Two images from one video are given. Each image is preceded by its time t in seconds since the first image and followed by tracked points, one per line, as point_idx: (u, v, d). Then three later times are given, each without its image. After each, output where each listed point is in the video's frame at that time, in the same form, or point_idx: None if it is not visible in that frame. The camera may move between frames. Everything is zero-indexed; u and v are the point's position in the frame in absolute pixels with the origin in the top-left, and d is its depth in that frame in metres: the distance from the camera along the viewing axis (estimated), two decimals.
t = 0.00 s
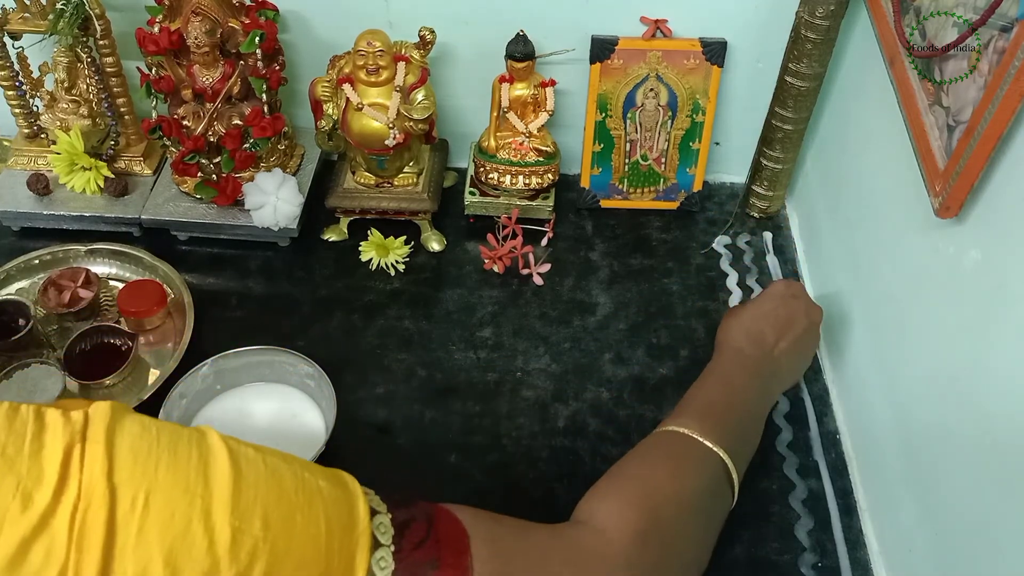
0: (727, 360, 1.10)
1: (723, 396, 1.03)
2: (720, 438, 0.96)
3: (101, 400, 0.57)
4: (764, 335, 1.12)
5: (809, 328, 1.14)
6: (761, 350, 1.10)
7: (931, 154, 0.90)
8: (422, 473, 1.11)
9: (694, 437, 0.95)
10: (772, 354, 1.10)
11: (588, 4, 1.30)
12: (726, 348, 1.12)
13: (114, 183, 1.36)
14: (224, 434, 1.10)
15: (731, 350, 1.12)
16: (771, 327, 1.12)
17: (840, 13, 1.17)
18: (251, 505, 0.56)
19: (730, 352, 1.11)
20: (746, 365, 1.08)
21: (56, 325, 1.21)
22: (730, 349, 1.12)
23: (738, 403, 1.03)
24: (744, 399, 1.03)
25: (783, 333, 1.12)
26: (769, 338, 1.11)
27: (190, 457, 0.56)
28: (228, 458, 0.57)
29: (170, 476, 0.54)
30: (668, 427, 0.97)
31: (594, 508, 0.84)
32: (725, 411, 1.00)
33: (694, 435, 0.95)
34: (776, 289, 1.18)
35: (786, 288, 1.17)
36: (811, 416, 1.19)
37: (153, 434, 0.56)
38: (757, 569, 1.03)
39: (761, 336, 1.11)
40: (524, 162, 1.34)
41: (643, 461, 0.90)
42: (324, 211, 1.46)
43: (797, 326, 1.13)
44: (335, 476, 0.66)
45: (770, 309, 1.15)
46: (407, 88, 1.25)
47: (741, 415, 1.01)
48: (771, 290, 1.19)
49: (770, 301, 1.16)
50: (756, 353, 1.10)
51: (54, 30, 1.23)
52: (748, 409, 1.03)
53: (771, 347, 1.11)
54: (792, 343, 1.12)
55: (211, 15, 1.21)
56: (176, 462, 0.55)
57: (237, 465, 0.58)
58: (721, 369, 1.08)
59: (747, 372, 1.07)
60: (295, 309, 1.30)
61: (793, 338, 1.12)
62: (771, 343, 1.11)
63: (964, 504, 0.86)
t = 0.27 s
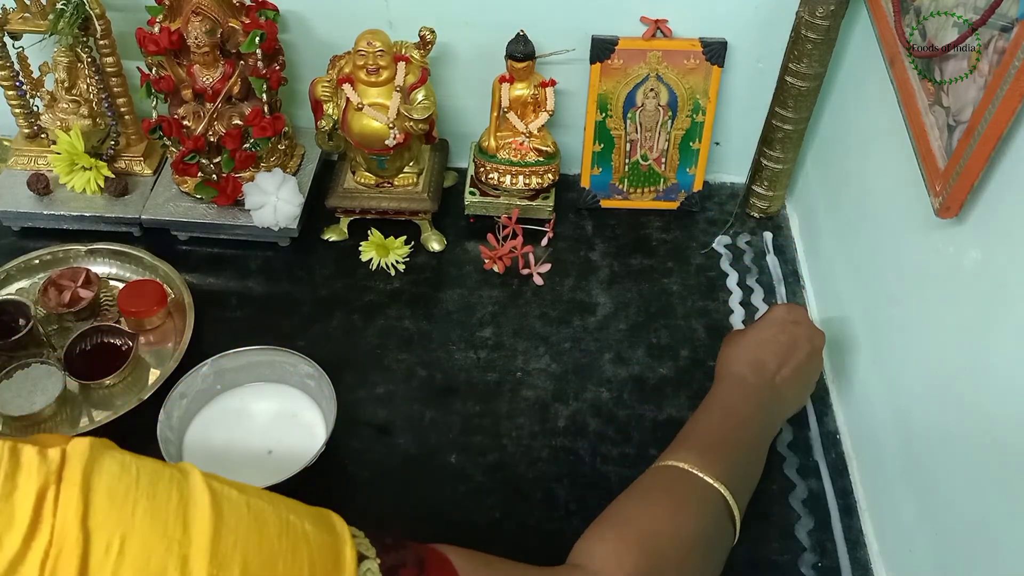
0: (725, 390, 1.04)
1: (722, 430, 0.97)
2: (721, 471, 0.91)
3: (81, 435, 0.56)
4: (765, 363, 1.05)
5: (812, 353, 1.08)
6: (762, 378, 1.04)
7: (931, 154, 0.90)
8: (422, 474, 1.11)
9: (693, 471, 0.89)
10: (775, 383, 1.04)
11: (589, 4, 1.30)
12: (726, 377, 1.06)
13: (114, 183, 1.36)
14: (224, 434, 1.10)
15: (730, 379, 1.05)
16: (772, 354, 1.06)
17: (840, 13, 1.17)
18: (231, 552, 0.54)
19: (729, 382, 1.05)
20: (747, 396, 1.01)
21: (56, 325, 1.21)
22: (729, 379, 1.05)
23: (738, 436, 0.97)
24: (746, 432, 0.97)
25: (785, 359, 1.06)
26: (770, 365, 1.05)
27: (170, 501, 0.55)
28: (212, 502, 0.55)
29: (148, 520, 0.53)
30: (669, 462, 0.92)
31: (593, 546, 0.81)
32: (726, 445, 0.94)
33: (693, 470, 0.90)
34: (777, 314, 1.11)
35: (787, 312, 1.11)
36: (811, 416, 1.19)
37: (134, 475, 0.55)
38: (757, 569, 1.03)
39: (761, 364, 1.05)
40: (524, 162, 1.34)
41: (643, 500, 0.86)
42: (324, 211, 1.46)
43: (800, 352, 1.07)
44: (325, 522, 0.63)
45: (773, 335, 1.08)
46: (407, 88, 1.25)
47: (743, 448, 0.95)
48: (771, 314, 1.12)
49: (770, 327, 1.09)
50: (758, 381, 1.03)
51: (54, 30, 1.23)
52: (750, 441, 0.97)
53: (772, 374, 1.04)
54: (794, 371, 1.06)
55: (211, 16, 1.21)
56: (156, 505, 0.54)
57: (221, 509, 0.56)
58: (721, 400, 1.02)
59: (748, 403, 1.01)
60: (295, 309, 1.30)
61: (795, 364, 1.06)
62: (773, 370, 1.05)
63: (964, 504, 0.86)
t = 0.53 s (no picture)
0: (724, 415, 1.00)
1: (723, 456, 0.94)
2: (722, 501, 0.88)
3: (59, 466, 0.74)
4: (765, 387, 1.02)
5: (814, 375, 1.04)
6: (763, 404, 1.00)
7: (931, 154, 0.90)
8: (422, 474, 1.11)
9: (691, 501, 0.87)
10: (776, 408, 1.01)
11: (588, 4, 1.30)
12: (725, 401, 1.02)
13: (114, 183, 1.36)
14: (224, 434, 1.10)
15: (730, 404, 1.01)
16: (773, 377, 1.02)
17: (840, 13, 1.17)
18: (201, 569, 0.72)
19: (729, 407, 1.01)
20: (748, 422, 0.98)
21: (57, 325, 1.21)
22: (728, 403, 1.01)
23: (739, 464, 0.93)
24: (747, 459, 0.94)
25: (786, 383, 1.03)
26: (771, 390, 1.02)
27: (149, 526, 0.73)
28: (186, 522, 0.74)
29: (126, 551, 0.70)
30: (666, 490, 0.89)
31: None
32: (726, 474, 0.91)
33: (692, 500, 0.87)
34: (777, 334, 1.07)
35: (788, 333, 1.07)
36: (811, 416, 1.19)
37: (112, 505, 0.73)
38: (757, 570, 1.03)
39: (762, 387, 1.02)
40: (524, 162, 1.34)
41: (638, 533, 0.83)
42: (323, 211, 1.46)
43: (802, 374, 1.03)
44: (304, 545, 0.85)
45: (772, 358, 1.04)
46: (407, 88, 1.25)
47: (744, 477, 0.92)
48: (771, 334, 1.08)
49: (771, 348, 1.05)
50: (759, 406, 1.00)
51: (54, 30, 1.23)
52: (752, 469, 0.94)
53: (773, 399, 1.01)
54: (795, 394, 1.02)
55: (211, 16, 1.21)
56: (135, 536, 0.71)
57: (197, 529, 0.75)
58: (719, 426, 0.98)
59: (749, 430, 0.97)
60: (295, 308, 1.30)
61: (797, 387, 1.02)
62: (773, 394, 1.01)
63: (964, 504, 0.86)
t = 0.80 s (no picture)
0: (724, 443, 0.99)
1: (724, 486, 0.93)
2: (721, 534, 0.87)
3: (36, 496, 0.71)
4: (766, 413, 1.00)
5: (815, 400, 1.03)
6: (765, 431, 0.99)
7: (931, 154, 0.90)
8: (422, 474, 1.11)
9: (691, 535, 0.86)
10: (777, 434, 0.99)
11: (588, 4, 1.30)
12: (726, 428, 1.00)
13: (114, 183, 1.36)
14: (223, 433, 1.10)
15: (731, 430, 1.00)
16: (773, 402, 1.01)
17: (840, 13, 1.17)
18: None
19: (730, 434, 0.99)
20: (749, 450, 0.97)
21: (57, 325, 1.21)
22: (729, 430, 1.00)
23: (739, 493, 0.92)
24: (746, 489, 0.93)
25: (787, 408, 1.01)
26: (772, 415, 1.00)
27: (127, 563, 0.70)
28: (165, 558, 0.72)
29: None
30: (664, 523, 0.89)
31: None
32: (726, 506, 0.90)
33: (691, 534, 0.86)
34: (777, 359, 1.06)
35: (788, 357, 1.06)
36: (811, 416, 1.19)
37: (89, 540, 0.70)
38: (757, 569, 1.03)
39: (763, 413, 1.00)
40: (524, 162, 1.34)
41: (635, 570, 0.82)
42: (323, 211, 1.46)
43: (801, 400, 1.02)
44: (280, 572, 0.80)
45: (773, 383, 1.03)
46: (407, 88, 1.25)
47: (745, 509, 0.91)
48: (771, 358, 1.07)
49: (771, 373, 1.04)
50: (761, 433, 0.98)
51: (54, 30, 1.23)
52: (753, 500, 0.93)
53: (774, 425, 1.00)
54: (796, 420, 1.01)
55: (211, 16, 1.21)
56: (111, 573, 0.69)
57: (175, 566, 0.72)
58: (720, 453, 0.97)
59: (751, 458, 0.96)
60: (295, 308, 1.30)
61: (797, 414, 1.01)
62: (774, 420, 1.00)
63: (963, 505, 0.86)
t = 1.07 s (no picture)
0: (724, 474, 0.95)
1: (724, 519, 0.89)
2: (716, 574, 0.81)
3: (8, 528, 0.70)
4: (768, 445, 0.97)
5: (817, 434, 1.00)
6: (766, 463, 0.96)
7: (931, 154, 0.90)
8: (422, 474, 1.11)
9: None
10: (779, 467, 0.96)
11: (588, 4, 1.30)
12: (726, 457, 0.97)
13: (114, 183, 1.36)
14: (224, 434, 1.10)
15: (732, 462, 0.96)
16: (775, 434, 0.98)
17: (839, 13, 1.17)
18: None
19: (731, 465, 0.96)
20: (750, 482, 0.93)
21: (56, 325, 1.21)
22: (730, 460, 0.96)
23: (733, 535, 0.87)
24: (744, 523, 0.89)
25: (789, 441, 0.98)
26: (775, 446, 0.97)
27: None
28: None
29: None
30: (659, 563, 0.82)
31: None
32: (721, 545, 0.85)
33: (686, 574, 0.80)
34: (780, 388, 1.03)
35: (791, 387, 1.03)
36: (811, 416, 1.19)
37: None
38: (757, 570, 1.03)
39: (765, 445, 0.97)
40: (524, 162, 1.34)
41: None
42: (323, 211, 1.46)
43: (804, 432, 0.99)
44: None
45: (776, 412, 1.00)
46: (407, 88, 1.25)
47: (743, 544, 0.86)
48: (774, 388, 1.04)
49: (774, 403, 1.01)
50: (763, 466, 0.95)
51: (54, 30, 1.23)
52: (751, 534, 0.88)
53: (775, 456, 0.97)
54: (798, 452, 0.98)
55: (211, 15, 1.22)
56: None
57: None
58: (720, 485, 0.93)
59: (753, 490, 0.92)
60: (295, 308, 1.30)
61: (799, 445, 0.98)
62: (775, 452, 0.97)
63: (964, 504, 0.86)
